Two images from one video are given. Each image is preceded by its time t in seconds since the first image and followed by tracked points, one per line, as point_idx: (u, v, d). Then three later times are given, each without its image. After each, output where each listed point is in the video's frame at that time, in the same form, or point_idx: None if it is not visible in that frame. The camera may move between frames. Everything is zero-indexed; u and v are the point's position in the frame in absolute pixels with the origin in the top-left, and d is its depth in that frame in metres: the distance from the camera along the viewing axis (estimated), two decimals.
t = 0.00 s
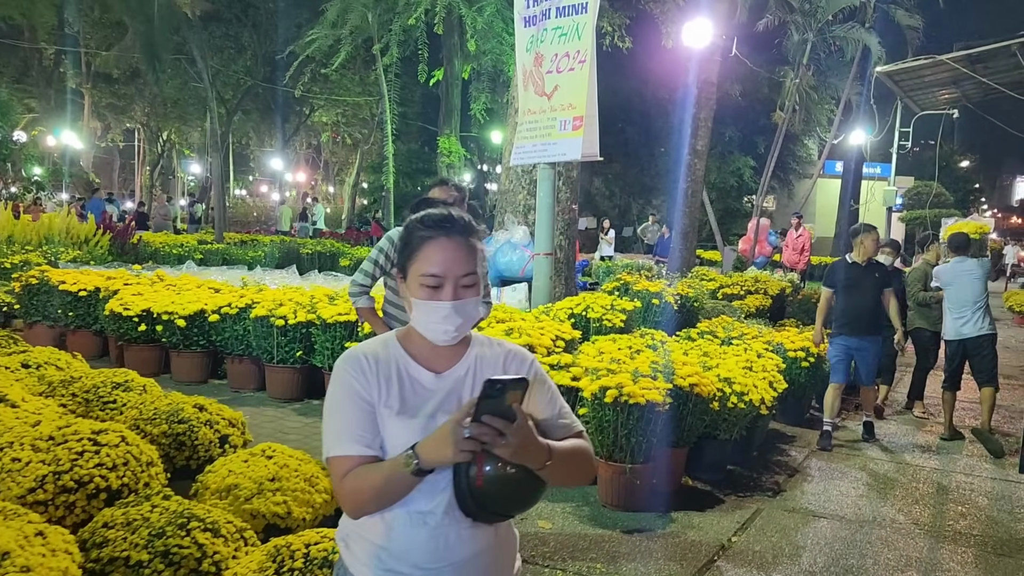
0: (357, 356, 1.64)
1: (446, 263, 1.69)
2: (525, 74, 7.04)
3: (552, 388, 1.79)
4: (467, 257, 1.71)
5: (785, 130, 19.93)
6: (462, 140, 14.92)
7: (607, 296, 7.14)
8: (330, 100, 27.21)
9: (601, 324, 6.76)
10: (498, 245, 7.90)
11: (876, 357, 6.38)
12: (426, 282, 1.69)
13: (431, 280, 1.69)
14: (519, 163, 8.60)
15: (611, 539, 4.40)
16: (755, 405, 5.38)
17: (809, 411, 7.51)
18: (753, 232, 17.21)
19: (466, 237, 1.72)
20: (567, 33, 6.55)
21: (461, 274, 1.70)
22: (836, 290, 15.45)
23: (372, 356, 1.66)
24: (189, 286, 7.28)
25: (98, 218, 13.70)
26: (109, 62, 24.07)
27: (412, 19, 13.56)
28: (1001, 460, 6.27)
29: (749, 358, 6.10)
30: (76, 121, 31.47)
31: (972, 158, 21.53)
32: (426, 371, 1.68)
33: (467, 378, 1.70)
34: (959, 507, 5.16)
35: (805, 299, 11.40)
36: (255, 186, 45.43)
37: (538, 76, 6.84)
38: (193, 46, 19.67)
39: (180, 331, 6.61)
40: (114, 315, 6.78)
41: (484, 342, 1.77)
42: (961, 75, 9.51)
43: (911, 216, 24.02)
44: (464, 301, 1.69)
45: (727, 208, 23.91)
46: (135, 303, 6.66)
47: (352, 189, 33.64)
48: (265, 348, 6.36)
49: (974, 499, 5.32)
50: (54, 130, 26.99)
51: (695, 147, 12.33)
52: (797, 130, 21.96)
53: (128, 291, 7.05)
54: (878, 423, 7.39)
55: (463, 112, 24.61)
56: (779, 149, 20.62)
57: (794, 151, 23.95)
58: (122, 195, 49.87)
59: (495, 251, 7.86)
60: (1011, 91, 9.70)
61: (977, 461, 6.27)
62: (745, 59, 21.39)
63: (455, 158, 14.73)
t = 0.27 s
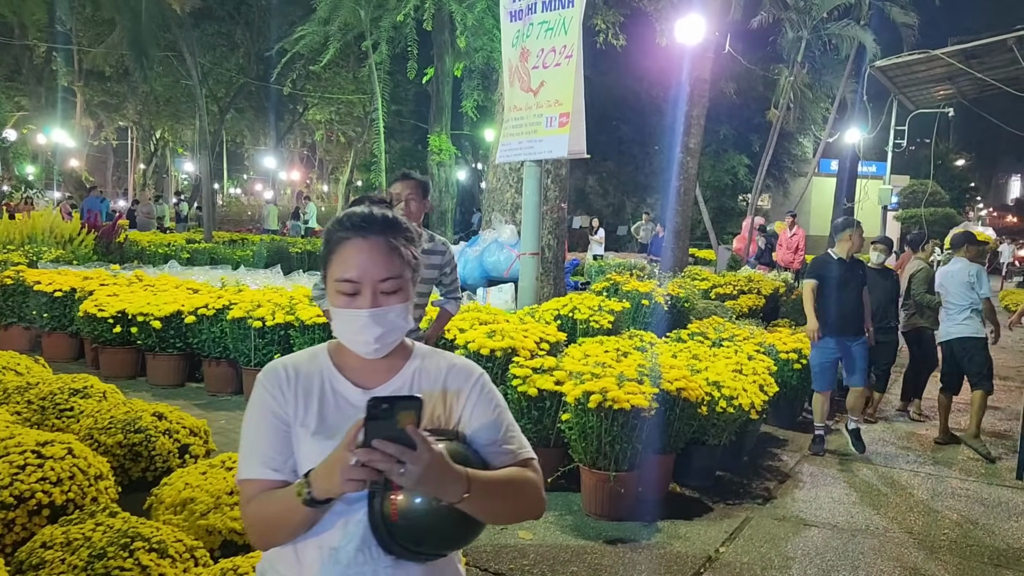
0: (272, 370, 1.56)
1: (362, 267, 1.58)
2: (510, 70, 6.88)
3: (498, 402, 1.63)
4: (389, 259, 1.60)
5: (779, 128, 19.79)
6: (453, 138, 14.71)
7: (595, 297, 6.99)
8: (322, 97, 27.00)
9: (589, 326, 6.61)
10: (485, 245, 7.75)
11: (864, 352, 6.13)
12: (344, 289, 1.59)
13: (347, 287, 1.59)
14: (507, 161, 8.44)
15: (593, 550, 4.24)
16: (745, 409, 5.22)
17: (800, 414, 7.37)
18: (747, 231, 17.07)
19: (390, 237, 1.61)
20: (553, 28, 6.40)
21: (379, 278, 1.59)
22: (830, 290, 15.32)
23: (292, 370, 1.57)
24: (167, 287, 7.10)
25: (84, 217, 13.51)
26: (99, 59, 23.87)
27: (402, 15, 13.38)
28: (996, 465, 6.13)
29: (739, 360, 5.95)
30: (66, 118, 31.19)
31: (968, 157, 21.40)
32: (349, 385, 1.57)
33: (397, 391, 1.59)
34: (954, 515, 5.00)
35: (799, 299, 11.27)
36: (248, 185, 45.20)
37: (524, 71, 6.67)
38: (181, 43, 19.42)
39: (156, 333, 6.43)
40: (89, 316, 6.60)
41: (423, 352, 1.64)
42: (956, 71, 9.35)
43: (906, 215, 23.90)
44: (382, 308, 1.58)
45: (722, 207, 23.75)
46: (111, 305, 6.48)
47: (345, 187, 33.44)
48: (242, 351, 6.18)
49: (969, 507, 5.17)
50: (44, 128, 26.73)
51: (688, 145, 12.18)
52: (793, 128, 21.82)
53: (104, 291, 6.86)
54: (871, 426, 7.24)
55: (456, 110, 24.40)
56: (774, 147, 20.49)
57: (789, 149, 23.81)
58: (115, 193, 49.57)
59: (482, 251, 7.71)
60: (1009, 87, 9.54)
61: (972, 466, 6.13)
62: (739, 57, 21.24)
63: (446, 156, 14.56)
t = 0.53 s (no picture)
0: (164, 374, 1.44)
1: (259, 256, 1.43)
2: (499, 64, 6.71)
3: (425, 409, 1.47)
4: (291, 246, 1.45)
5: (776, 127, 19.64)
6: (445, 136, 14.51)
7: (586, 296, 6.83)
8: (316, 96, 26.79)
9: (579, 327, 6.45)
10: (475, 243, 7.59)
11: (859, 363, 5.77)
12: (239, 282, 1.45)
13: (241, 279, 1.44)
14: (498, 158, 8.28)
15: (580, 559, 4.08)
16: (739, 412, 5.04)
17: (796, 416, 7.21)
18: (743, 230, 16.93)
19: (293, 223, 1.46)
20: (543, 20, 6.23)
21: (277, 268, 1.43)
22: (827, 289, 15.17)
23: (186, 375, 1.44)
24: (148, 286, 6.92)
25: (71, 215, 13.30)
26: (90, 55, 23.65)
27: (394, 11, 13.21)
28: (997, 469, 5.97)
29: (734, 361, 5.79)
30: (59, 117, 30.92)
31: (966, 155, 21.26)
32: (246, 395, 1.43)
33: (305, 400, 1.44)
34: (954, 521, 4.84)
35: (796, 299, 11.11)
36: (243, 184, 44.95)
37: (514, 64, 6.50)
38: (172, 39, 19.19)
39: (135, 334, 6.25)
40: (66, 317, 6.42)
41: (343, 354, 1.50)
42: (956, 64, 9.19)
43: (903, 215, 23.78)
44: (282, 303, 1.44)
45: (718, 206, 23.59)
46: (88, 305, 6.30)
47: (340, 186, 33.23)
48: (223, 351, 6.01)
49: (970, 513, 5.02)
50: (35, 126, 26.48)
51: (683, 142, 12.03)
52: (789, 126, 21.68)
53: (82, 291, 6.68)
54: (868, 428, 7.09)
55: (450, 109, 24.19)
56: (770, 145, 20.35)
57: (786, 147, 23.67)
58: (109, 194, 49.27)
59: (472, 250, 7.55)
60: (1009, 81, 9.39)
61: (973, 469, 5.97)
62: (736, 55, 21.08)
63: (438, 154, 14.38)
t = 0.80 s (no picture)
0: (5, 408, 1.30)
1: (114, 264, 1.29)
2: (490, 59, 6.52)
3: (311, 461, 1.28)
4: (152, 254, 1.30)
5: (774, 125, 19.45)
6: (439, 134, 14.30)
7: (578, 298, 6.65)
8: (310, 94, 26.54)
9: (571, 330, 6.27)
10: (466, 244, 7.40)
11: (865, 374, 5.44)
12: (91, 295, 1.31)
13: (94, 291, 1.30)
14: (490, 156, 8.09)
15: None
16: (737, 421, 4.85)
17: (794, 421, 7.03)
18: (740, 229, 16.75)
19: (159, 229, 1.32)
20: (534, 13, 6.04)
21: (133, 279, 1.29)
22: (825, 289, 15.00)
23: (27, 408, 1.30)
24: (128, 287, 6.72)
25: (56, 213, 13.05)
26: (82, 52, 23.36)
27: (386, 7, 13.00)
28: (1000, 477, 5.79)
29: (731, 366, 5.60)
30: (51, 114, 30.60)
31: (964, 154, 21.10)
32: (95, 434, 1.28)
33: (163, 444, 1.27)
34: (959, 534, 4.66)
35: (794, 299, 10.92)
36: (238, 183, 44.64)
37: (504, 59, 6.30)
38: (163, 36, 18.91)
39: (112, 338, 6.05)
40: (42, 320, 6.21)
41: (222, 391, 1.33)
42: (959, 58, 9.02)
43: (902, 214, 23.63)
44: (141, 323, 1.30)
45: (715, 205, 23.38)
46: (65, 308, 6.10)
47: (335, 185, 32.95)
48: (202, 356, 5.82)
49: (976, 524, 4.84)
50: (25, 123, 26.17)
51: (679, 140, 11.84)
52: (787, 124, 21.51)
53: (60, 293, 6.47)
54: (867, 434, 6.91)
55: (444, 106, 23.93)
56: (768, 144, 20.16)
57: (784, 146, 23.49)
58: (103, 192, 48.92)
59: (463, 250, 7.35)
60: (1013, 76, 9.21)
61: (977, 478, 5.79)
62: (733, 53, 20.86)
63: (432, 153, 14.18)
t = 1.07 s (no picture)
0: None
1: None
2: (479, 54, 6.33)
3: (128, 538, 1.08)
4: None
5: (770, 123, 19.27)
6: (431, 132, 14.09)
7: (569, 300, 6.47)
8: (304, 91, 26.30)
9: (562, 333, 6.09)
10: (455, 244, 7.22)
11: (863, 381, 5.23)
12: None
13: None
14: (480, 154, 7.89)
15: None
16: (733, 428, 4.67)
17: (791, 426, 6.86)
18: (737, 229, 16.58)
19: None
20: (524, 7, 5.85)
21: None
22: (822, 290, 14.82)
23: None
24: (107, 288, 6.53)
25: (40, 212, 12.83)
26: (73, 49, 23.11)
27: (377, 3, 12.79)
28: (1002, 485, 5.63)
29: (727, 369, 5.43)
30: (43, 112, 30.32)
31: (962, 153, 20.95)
32: None
33: None
34: (961, 546, 4.50)
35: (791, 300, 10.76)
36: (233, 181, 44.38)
37: (494, 54, 6.12)
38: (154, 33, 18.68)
39: (88, 341, 5.86)
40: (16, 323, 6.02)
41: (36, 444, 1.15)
42: (963, 52, 8.85)
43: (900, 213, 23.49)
44: None
45: (712, 204, 23.21)
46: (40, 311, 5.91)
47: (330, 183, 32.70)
48: (179, 361, 5.64)
49: (978, 534, 4.68)
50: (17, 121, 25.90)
51: (674, 138, 11.65)
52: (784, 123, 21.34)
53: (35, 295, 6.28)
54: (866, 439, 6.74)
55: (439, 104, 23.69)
56: (765, 142, 20.00)
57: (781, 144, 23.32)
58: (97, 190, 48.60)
59: (452, 251, 7.17)
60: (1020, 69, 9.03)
61: (978, 486, 5.64)
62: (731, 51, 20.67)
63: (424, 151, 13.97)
